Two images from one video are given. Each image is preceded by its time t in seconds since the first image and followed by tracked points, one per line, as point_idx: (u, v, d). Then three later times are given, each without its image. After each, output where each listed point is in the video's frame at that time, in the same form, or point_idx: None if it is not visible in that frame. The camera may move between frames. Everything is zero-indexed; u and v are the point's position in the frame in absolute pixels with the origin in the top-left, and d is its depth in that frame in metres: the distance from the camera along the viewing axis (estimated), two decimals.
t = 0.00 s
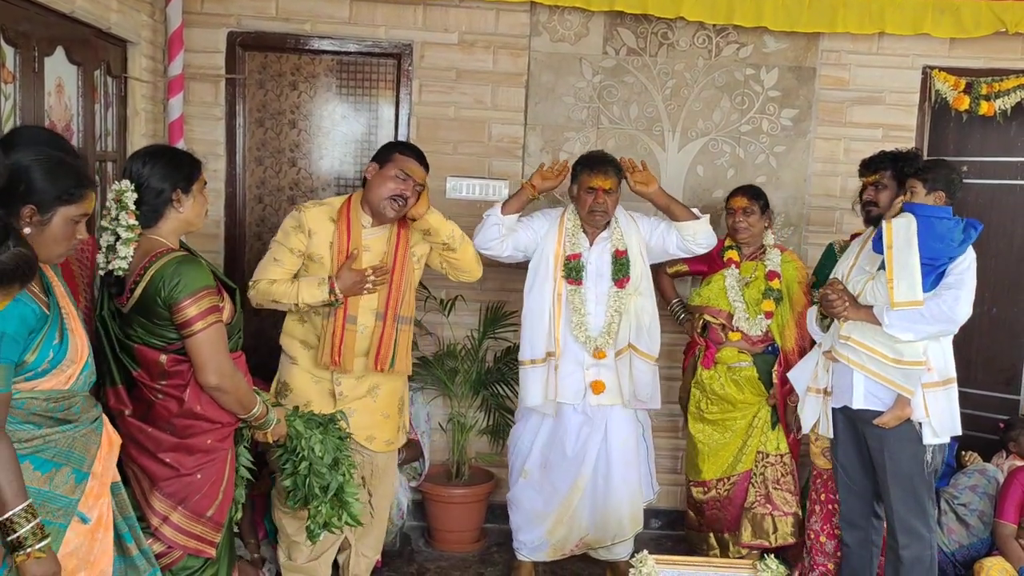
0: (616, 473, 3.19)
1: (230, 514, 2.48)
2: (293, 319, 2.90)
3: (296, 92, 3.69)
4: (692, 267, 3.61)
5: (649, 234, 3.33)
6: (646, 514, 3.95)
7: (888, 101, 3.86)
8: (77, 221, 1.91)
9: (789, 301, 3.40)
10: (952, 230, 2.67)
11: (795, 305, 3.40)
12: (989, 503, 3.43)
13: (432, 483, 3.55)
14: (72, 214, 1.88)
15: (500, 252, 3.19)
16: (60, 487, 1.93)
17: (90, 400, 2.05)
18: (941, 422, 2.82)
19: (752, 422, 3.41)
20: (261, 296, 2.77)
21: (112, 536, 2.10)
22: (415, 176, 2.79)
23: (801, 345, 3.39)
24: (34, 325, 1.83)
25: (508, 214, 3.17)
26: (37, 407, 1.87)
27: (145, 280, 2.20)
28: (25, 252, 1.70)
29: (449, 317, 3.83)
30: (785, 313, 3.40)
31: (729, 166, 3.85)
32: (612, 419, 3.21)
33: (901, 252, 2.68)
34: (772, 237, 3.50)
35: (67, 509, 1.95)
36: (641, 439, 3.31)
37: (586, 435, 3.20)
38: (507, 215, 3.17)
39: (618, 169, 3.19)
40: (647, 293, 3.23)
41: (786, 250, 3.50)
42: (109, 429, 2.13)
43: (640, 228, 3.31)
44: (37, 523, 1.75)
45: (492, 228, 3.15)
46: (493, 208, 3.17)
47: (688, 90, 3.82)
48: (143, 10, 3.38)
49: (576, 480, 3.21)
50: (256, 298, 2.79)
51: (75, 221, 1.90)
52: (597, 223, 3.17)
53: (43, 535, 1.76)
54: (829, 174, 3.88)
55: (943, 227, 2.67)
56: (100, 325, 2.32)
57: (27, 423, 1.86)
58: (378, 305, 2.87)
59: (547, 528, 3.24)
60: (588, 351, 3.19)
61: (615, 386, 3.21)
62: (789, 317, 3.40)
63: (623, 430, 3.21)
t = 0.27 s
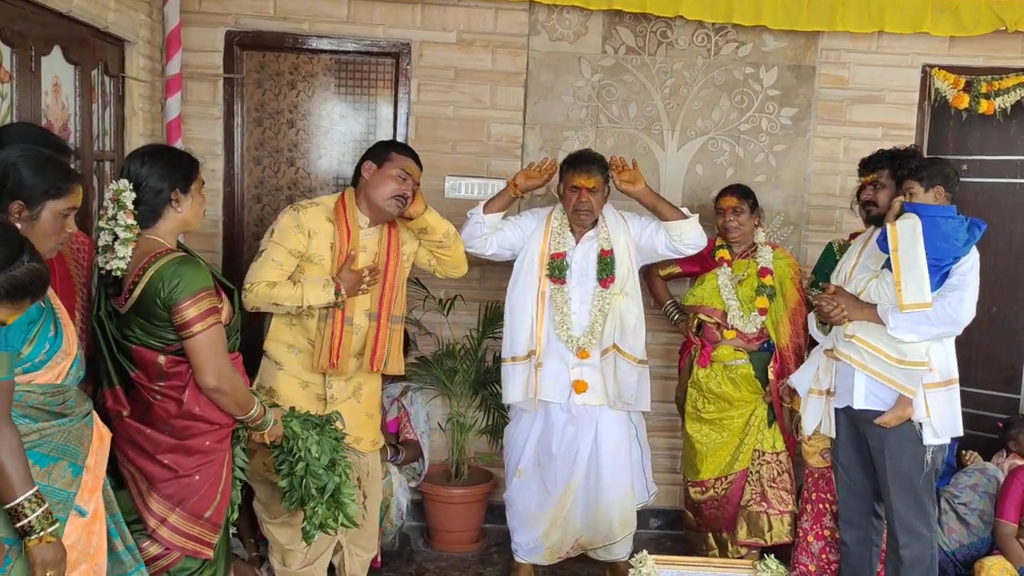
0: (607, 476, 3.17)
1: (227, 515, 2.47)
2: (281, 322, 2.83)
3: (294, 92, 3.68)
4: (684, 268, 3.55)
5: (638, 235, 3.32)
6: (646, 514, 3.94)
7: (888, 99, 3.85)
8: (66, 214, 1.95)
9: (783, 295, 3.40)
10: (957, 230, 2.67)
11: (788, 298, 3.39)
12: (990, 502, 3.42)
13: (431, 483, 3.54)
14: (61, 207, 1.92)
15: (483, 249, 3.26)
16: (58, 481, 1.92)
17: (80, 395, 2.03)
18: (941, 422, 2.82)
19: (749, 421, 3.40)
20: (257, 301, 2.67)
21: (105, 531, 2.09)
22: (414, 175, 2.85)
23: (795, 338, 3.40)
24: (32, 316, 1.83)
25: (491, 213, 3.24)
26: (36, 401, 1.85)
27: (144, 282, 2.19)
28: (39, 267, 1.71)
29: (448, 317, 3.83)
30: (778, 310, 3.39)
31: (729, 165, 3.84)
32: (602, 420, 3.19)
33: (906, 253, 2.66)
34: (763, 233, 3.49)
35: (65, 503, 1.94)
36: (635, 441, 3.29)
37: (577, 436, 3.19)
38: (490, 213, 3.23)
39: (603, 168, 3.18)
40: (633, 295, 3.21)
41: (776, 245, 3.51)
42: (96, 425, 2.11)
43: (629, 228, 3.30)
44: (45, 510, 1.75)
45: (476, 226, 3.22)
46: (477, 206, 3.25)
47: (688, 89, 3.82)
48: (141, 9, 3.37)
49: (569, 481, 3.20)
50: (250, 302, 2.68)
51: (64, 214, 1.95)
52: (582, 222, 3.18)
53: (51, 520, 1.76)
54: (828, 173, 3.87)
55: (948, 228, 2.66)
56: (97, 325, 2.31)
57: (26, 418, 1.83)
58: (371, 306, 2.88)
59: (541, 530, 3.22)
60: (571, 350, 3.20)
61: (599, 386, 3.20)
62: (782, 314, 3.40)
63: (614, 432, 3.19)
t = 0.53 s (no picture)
0: (598, 477, 3.14)
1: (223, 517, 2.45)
2: (280, 327, 2.76)
3: (292, 90, 3.67)
4: (678, 268, 3.63)
5: (628, 234, 3.27)
6: (645, 513, 3.93)
7: (888, 96, 3.84)
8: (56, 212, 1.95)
9: (774, 290, 3.37)
10: (962, 225, 2.64)
11: (780, 293, 3.36)
12: (991, 500, 3.41)
13: (431, 483, 3.52)
14: (49, 205, 1.91)
15: (473, 247, 3.26)
16: (50, 481, 1.91)
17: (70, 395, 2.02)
18: (945, 421, 2.78)
19: (746, 417, 3.39)
20: (266, 305, 2.60)
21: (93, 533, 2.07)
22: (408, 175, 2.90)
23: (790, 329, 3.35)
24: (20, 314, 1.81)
25: (479, 211, 3.21)
26: (25, 400, 1.83)
27: (143, 282, 2.17)
28: (39, 272, 1.70)
29: (447, 316, 3.81)
30: (771, 306, 3.36)
31: (728, 162, 3.83)
32: (593, 421, 3.18)
33: (909, 249, 2.65)
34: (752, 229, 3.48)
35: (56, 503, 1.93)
36: (629, 441, 3.26)
37: (568, 437, 3.17)
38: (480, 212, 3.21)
39: (591, 165, 3.15)
40: (621, 296, 3.16)
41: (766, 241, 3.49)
42: (83, 424, 2.09)
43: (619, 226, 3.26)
44: (48, 500, 1.73)
45: (465, 224, 3.22)
46: (466, 205, 3.23)
47: (686, 86, 3.80)
48: (136, 8, 3.35)
49: (563, 482, 3.18)
50: (258, 307, 2.61)
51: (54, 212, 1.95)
52: (569, 220, 3.16)
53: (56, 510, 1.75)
54: (828, 170, 3.85)
55: (952, 223, 2.64)
56: (92, 325, 2.29)
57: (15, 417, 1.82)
58: (365, 305, 2.88)
59: (537, 531, 3.20)
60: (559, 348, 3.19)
61: (587, 386, 3.19)
62: (775, 310, 3.37)
63: (604, 433, 3.17)
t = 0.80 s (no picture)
0: (587, 475, 3.12)
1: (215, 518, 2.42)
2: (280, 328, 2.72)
3: (284, 87, 3.64)
4: (665, 268, 3.65)
5: (620, 231, 3.25)
6: (641, 512, 3.91)
7: (883, 93, 3.82)
8: (39, 207, 1.92)
9: (761, 286, 3.35)
10: (954, 216, 2.62)
11: (768, 289, 3.34)
12: (988, 498, 3.40)
13: (425, 483, 3.49)
14: (32, 200, 1.89)
15: (464, 246, 3.25)
16: (48, 482, 1.90)
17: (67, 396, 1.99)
18: (949, 417, 2.77)
19: (739, 415, 3.38)
20: (278, 309, 2.56)
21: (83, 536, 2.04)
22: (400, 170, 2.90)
23: (778, 325, 3.34)
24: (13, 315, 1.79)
25: (471, 209, 3.21)
26: (20, 400, 1.81)
27: (134, 282, 2.14)
28: (21, 271, 1.68)
29: (442, 315, 3.79)
30: (757, 303, 3.34)
31: (724, 160, 3.81)
32: (585, 419, 3.16)
33: (902, 242, 2.65)
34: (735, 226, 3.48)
35: (53, 504, 1.91)
36: (621, 440, 3.24)
37: (559, 434, 3.15)
38: (470, 211, 3.21)
39: (581, 162, 3.14)
40: (611, 294, 3.14)
41: (751, 236, 3.48)
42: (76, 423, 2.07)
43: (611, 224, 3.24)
44: (42, 507, 1.71)
45: (455, 223, 3.22)
46: (456, 205, 3.22)
47: (682, 83, 3.78)
48: (127, 4, 3.32)
49: (555, 482, 3.15)
50: (268, 311, 2.56)
51: (37, 208, 1.92)
52: (561, 218, 3.15)
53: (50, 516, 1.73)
54: (823, 167, 3.84)
55: (943, 214, 2.62)
56: (82, 325, 2.26)
57: (12, 417, 1.80)
58: (360, 302, 2.92)
59: (530, 531, 3.18)
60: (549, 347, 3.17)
61: (578, 383, 3.17)
62: (763, 306, 3.34)
63: (596, 432, 3.15)
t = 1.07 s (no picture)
0: (584, 475, 3.10)
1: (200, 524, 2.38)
2: (269, 331, 2.69)
3: (271, 86, 3.60)
4: (656, 265, 3.61)
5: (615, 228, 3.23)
6: (633, 512, 3.89)
7: (874, 91, 3.81)
8: (20, 206, 1.88)
9: (755, 292, 3.32)
10: (946, 215, 2.61)
11: (761, 291, 3.32)
12: (980, 497, 3.40)
13: (415, 485, 3.46)
14: (13, 198, 1.85)
15: (458, 245, 3.22)
16: (43, 487, 1.86)
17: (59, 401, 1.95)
18: (943, 417, 2.75)
19: (729, 416, 3.36)
20: (274, 312, 2.52)
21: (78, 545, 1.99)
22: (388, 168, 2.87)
23: (769, 325, 3.32)
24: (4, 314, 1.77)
25: (465, 208, 3.16)
26: (14, 404, 1.78)
27: (117, 282, 2.10)
28: None
29: (431, 315, 3.76)
30: (750, 305, 3.32)
31: (715, 158, 3.79)
32: (581, 418, 3.14)
33: (894, 242, 2.62)
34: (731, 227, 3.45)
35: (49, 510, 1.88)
36: (617, 440, 3.22)
37: (554, 433, 3.13)
38: (463, 210, 3.17)
39: (576, 160, 3.12)
40: (609, 292, 3.12)
41: (745, 237, 3.45)
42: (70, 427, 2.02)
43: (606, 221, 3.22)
44: (45, 512, 1.71)
45: (449, 222, 3.18)
46: (450, 204, 3.18)
47: (672, 81, 3.76)
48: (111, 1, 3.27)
49: (550, 482, 3.13)
50: (263, 315, 2.53)
51: (18, 206, 1.88)
52: (557, 217, 3.13)
53: (55, 521, 1.73)
54: (814, 165, 3.82)
55: (935, 214, 2.61)
56: (64, 327, 2.22)
57: (6, 421, 1.77)
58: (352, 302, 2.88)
59: (523, 532, 3.16)
60: (547, 346, 3.15)
61: (576, 382, 3.15)
62: (754, 308, 3.32)
63: (591, 431, 3.13)
